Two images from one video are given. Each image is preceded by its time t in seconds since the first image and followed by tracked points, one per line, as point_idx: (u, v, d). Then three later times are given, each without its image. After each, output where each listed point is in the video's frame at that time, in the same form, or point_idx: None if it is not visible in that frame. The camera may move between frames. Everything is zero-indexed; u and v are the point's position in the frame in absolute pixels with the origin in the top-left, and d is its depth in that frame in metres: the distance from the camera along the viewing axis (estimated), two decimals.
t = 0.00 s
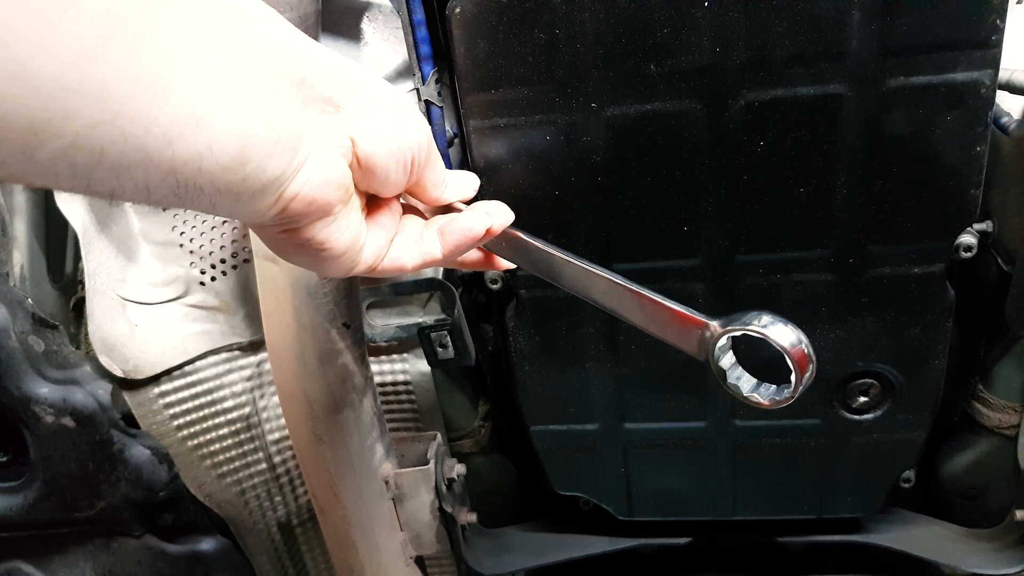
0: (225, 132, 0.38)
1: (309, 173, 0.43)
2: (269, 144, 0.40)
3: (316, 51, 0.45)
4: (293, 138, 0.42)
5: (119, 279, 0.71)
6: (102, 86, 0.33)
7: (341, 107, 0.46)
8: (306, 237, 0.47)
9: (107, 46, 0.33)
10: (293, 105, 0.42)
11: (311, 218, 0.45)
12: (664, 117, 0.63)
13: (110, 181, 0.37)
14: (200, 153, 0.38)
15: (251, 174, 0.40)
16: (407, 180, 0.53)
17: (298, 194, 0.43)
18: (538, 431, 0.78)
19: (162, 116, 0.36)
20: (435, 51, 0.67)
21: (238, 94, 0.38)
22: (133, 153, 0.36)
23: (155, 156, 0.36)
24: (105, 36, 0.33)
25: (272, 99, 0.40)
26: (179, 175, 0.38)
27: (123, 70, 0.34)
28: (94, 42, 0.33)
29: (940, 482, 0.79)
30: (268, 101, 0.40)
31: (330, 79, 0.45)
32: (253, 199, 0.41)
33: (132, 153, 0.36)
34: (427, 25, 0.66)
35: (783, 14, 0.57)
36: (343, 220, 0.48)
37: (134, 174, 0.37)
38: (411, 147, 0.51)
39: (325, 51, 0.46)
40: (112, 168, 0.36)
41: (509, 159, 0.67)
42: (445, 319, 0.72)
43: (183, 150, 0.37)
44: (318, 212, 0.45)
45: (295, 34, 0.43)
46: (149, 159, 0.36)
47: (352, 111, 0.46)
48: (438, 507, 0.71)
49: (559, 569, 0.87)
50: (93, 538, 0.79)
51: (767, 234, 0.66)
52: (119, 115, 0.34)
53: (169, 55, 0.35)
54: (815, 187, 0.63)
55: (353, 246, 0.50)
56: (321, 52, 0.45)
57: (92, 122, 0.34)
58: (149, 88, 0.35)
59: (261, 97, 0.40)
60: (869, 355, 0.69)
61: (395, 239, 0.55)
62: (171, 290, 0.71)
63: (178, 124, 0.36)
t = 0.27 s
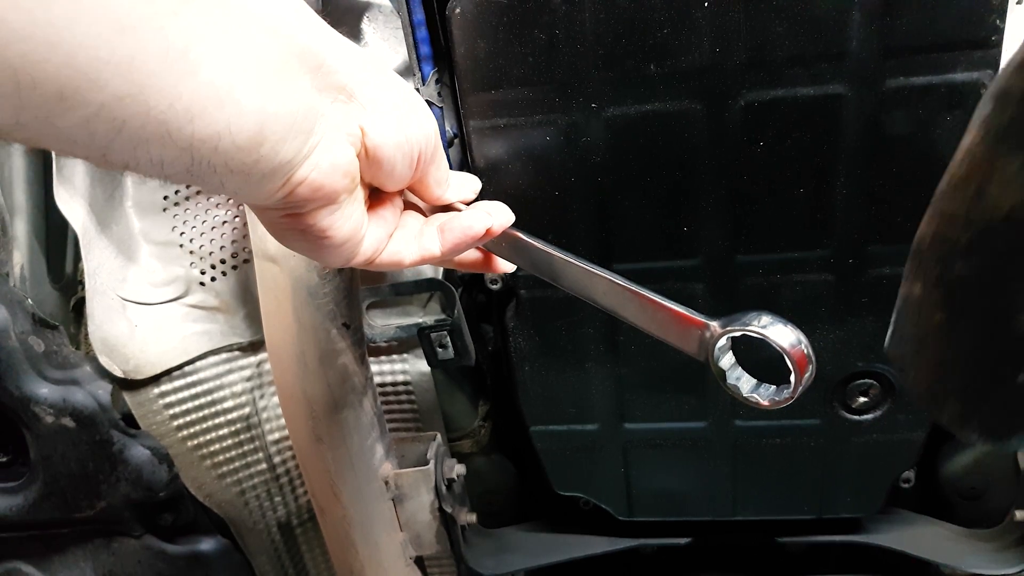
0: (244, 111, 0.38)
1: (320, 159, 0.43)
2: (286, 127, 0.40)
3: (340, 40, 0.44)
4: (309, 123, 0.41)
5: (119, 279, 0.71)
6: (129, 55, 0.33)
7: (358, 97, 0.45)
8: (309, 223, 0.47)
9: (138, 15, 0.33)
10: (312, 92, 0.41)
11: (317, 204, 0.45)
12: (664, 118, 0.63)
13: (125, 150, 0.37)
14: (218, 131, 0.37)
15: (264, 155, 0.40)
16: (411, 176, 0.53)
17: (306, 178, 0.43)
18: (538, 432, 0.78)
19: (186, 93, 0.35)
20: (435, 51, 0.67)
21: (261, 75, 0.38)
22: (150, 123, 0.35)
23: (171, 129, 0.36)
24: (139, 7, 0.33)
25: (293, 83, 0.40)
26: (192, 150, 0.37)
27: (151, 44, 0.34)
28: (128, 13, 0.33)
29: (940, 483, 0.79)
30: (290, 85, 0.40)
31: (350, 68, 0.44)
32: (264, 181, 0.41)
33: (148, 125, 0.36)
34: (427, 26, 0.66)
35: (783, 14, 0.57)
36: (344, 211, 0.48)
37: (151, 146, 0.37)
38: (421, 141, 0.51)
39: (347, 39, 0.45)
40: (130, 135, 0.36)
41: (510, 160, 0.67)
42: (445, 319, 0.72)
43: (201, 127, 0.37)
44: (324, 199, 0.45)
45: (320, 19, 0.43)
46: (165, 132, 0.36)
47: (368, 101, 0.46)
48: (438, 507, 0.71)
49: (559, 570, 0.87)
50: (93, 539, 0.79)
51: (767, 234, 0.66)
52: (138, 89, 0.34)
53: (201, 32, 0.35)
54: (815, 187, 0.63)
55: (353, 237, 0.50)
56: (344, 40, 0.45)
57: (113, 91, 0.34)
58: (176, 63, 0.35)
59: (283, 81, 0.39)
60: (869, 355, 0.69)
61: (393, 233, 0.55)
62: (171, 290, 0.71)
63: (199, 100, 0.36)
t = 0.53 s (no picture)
0: (250, 99, 0.38)
1: (323, 151, 0.43)
2: (291, 118, 0.40)
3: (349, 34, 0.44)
4: (314, 114, 0.41)
5: (119, 279, 0.71)
6: (139, 37, 0.33)
7: (362, 91, 0.45)
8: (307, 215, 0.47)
9: None
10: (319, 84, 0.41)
11: (316, 197, 0.45)
12: (665, 117, 0.63)
13: (130, 134, 0.36)
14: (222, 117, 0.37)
15: (266, 145, 0.39)
16: (413, 173, 0.53)
17: (308, 169, 0.43)
18: (538, 431, 0.78)
19: (194, 79, 0.35)
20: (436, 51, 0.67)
21: (271, 64, 0.38)
22: (155, 107, 0.35)
23: (175, 114, 0.36)
24: None
25: (301, 74, 0.40)
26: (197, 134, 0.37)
27: (164, 28, 0.33)
28: None
29: (940, 483, 0.79)
30: (298, 76, 0.40)
31: (356, 63, 0.44)
32: (265, 170, 0.41)
33: (151, 108, 0.35)
34: (427, 25, 0.66)
35: (784, 14, 0.57)
36: (343, 207, 0.48)
37: (153, 129, 0.36)
38: (423, 138, 0.51)
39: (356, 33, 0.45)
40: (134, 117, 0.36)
41: (510, 159, 0.67)
42: (445, 319, 0.72)
43: (206, 112, 0.37)
44: (324, 192, 0.45)
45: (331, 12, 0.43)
46: (170, 116, 0.36)
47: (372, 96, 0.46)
48: (438, 507, 0.71)
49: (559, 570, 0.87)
50: (93, 538, 0.79)
51: (768, 233, 0.66)
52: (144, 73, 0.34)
53: (214, 18, 0.35)
54: (815, 187, 0.63)
55: (349, 233, 0.50)
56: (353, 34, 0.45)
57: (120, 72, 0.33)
58: (186, 48, 0.34)
59: (292, 71, 0.39)
60: (869, 355, 0.69)
61: (392, 231, 0.55)
62: (172, 290, 0.71)
63: (207, 86, 0.36)
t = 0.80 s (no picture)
0: (249, 110, 0.37)
1: (323, 157, 0.42)
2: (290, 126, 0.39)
3: (344, 39, 0.44)
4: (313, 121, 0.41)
5: (119, 279, 0.71)
6: (130, 54, 0.32)
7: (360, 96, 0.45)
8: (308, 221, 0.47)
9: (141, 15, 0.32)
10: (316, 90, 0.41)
11: (317, 203, 0.45)
12: (665, 117, 0.63)
13: (128, 151, 0.36)
14: (220, 132, 0.37)
15: (266, 156, 0.39)
16: (412, 175, 0.52)
17: (308, 176, 0.42)
18: (538, 431, 0.79)
19: (189, 94, 0.35)
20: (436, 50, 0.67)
21: (267, 74, 0.37)
22: (152, 124, 0.35)
23: (172, 129, 0.35)
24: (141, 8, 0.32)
25: (298, 81, 0.39)
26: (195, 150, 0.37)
27: (158, 44, 0.33)
28: (134, 13, 0.32)
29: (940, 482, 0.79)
30: (295, 83, 0.39)
31: (352, 67, 0.44)
32: (266, 179, 0.40)
33: (147, 124, 0.35)
34: (428, 25, 0.66)
35: (784, 14, 0.57)
36: (344, 212, 0.48)
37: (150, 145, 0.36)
38: (421, 140, 0.50)
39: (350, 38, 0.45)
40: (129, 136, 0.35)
41: (510, 159, 0.67)
42: (446, 319, 0.72)
43: (205, 126, 0.36)
44: (324, 199, 0.45)
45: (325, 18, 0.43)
46: (169, 132, 0.35)
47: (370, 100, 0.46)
48: (438, 506, 0.71)
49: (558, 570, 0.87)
50: (94, 538, 0.79)
51: (768, 233, 0.66)
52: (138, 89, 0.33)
53: (206, 30, 0.34)
54: (815, 186, 0.63)
55: (350, 237, 0.50)
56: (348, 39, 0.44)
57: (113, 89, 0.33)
58: (180, 61, 0.34)
59: (288, 79, 0.39)
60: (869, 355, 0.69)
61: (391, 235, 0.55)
62: (172, 289, 0.72)
63: (204, 99, 0.35)
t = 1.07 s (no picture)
0: (245, 133, 0.35)
1: (332, 172, 0.41)
2: (293, 149, 0.37)
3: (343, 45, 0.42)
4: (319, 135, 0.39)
5: (119, 279, 0.71)
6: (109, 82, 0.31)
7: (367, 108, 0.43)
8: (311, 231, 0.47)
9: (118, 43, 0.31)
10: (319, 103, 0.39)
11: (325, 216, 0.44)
12: (664, 118, 0.63)
13: (123, 178, 0.35)
14: (217, 156, 0.35)
15: (270, 177, 0.37)
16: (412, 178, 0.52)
17: (316, 194, 0.41)
18: (537, 432, 0.78)
19: (179, 121, 0.33)
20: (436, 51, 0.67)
21: (260, 93, 0.36)
22: (147, 152, 0.33)
23: (169, 159, 0.34)
24: (120, 33, 0.31)
25: (298, 96, 0.38)
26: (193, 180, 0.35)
27: (140, 71, 0.32)
28: (114, 40, 0.31)
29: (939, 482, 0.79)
30: (294, 99, 0.37)
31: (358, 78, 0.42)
32: (277, 199, 0.39)
33: (141, 151, 0.33)
34: (427, 26, 0.66)
35: (784, 15, 0.57)
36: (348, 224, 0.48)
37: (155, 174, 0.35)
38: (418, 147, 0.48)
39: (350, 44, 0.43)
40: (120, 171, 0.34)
41: (510, 160, 0.67)
42: (445, 320, 0.72)
43: (202, 152, 0.35)
44: (334, 213, 0.43)
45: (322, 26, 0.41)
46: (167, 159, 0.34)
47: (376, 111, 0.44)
48: (438, 507, 0.71)
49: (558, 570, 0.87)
50: (93, 539, 0.79)
51: (768, 234, 0.66)
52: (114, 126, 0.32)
53: (190, 53, 0.33)
54: (814, 187, 0.63)
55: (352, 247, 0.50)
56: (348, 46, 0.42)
57: (97, 116, 0.32)
58: (167, 85, 0.33)
59: (287, 97, 0.37)
60: (869, 355, 0.69)
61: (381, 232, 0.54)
62: (172, 290, 0.72)
63: (194, 125, 0.34)
